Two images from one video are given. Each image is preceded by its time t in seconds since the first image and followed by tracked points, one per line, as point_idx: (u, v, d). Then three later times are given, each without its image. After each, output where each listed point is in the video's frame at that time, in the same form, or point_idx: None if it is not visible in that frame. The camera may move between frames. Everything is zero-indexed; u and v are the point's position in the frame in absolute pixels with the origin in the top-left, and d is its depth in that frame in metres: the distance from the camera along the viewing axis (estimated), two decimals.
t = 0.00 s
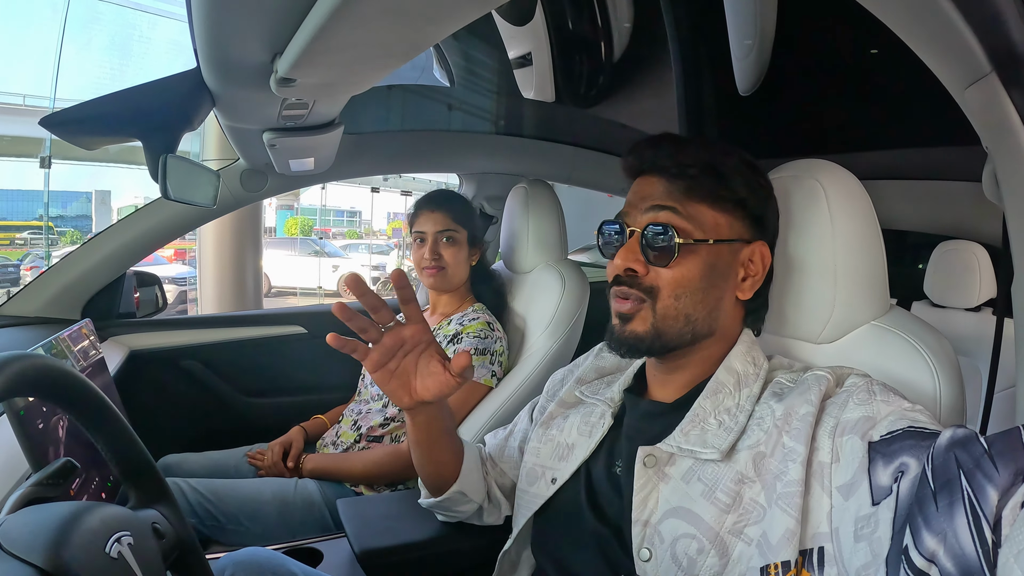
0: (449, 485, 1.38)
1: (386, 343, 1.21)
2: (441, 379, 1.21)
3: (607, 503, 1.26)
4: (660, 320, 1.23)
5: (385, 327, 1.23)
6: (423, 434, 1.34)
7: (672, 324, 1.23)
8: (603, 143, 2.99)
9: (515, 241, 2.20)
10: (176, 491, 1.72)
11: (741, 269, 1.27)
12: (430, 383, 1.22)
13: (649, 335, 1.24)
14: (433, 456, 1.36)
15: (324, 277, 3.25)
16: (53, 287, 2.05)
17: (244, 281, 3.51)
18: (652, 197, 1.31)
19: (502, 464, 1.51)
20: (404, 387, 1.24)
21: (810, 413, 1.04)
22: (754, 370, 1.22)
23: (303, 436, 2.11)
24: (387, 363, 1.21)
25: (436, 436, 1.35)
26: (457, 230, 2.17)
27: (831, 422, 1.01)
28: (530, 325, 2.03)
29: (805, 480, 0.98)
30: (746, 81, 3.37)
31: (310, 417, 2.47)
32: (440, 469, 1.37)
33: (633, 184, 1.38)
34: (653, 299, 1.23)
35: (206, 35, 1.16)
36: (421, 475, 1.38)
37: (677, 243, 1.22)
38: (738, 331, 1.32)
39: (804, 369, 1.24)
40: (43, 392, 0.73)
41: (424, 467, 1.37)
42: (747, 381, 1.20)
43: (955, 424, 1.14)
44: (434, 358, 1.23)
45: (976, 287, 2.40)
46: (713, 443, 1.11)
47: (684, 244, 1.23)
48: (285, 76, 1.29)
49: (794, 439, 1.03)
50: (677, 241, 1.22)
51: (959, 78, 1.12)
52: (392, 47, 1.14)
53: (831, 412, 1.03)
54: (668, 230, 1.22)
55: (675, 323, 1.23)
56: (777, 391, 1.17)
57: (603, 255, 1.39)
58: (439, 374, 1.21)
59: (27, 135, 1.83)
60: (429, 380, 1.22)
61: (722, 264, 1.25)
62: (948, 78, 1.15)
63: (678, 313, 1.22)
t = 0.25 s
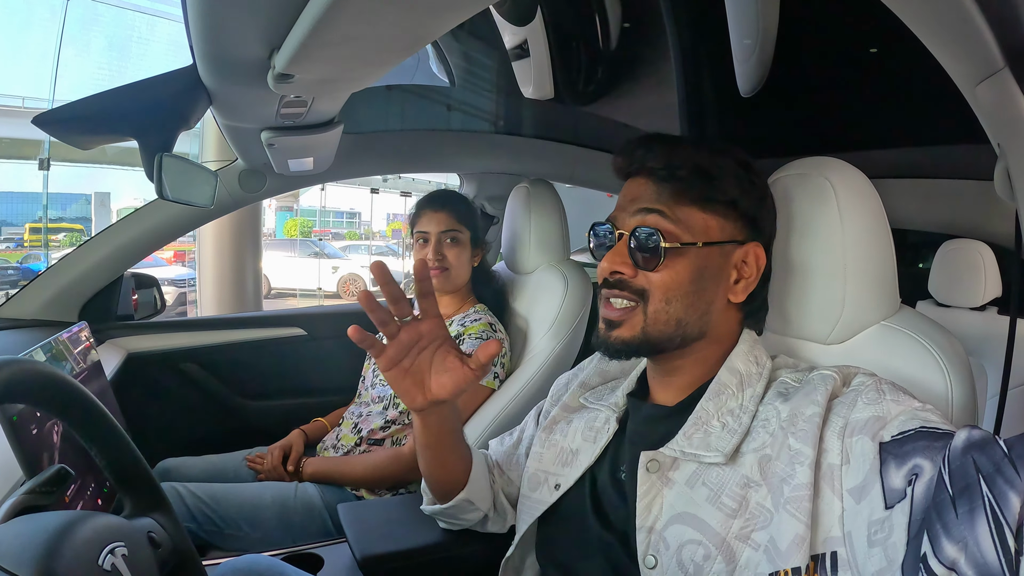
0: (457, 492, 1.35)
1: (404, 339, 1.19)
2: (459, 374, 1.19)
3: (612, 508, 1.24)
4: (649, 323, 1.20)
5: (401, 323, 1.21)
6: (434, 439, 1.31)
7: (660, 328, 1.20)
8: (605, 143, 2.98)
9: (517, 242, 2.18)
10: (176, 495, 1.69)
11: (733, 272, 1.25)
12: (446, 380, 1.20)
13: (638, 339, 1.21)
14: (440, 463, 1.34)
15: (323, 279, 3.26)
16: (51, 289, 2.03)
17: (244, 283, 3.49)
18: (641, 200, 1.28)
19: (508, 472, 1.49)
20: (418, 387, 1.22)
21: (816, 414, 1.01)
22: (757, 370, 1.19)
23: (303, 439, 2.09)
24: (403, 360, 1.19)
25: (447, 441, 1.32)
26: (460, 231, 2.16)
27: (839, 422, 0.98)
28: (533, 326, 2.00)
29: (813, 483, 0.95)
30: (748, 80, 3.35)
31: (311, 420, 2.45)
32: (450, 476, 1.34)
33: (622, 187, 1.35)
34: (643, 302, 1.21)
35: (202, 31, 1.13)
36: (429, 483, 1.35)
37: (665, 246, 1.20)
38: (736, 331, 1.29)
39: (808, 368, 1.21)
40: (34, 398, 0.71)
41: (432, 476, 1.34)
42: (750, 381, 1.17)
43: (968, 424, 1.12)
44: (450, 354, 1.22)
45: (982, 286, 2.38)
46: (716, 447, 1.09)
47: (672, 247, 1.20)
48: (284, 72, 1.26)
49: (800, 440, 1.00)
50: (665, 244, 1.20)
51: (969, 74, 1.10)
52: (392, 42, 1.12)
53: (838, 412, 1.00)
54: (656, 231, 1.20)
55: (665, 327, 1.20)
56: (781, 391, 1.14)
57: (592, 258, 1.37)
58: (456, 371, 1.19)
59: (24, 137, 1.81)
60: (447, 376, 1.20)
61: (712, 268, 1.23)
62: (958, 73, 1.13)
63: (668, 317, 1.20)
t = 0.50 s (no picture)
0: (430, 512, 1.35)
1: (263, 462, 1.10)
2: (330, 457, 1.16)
3: (609, 504, 1.24)
4: (644, 319, 1.22)
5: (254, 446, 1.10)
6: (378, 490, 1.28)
7: (655, 324, 1.21)
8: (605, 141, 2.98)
9: (518, 239, 2.19)
10: (178, 492, 1.70)
11: (726, 267, 1.26)
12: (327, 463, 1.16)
13: (633, 334, 1.22)
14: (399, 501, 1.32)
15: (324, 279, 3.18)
16: (52, 288, 2.04)
17: (245, 283, 3.50)
18: (634, 196, 1.29)
19: (504, 469, 1.46)
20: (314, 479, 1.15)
21: (808, 408, 1.01)
22: (749, 363, 1.20)
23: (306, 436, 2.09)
24: (280, 476, 1.11)
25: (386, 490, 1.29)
26: (462, 228, 2.17)
27: (832, 415, 0.98)
28: (534, 322, 2.01)
29: (807, 477, 0.96)
30: (749, 82, 3.36)
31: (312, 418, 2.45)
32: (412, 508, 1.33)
33: (614, 182, 1.36)
34: (637, 298, 1.22)
35: (209, 26, 1.14)
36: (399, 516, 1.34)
37: (659, 241, 1.21)
38: (728, 323, 1.30)
39: (801, 361, 1.22)
40: (39, 387, 0.71)
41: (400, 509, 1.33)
42: (742, 375, 1.18)
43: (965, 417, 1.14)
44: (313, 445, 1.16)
45: (982, 282, 2.38)
46: (709, 444, 1.09)
47: (666, 242, 1.22)
48: (290, 67, 1.27)
49: (793, 435, 1.00)
50: (659, 239, 1.21)
51: (966, 68, 1.12)
52: (397, 36, 1.13)
53: (830, 405, 1.00)
54: (650, 226, 1.21)
55: (660, 322, 1.21)
56: (773, 385, 1.15)
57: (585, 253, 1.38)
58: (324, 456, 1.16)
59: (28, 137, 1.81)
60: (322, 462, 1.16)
61: (706, 263, 1.24)
62: (956, 68, 1.15)
63: (663, 313, 1.21)
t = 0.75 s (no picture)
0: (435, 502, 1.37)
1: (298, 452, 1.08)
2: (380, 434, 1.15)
3: (609, 501, 1.25)
4: (673, 320, 1.22)
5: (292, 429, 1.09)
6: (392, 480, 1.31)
7: (684, 325, 1.22)
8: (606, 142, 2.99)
9: (520, 238, 2.21)
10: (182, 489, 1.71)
11: (742, 263, 1.28)
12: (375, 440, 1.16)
13: (662, 338, 1.23)
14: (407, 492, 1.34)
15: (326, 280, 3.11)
16: (56, 287, 2.05)
17: (247, 283, 3.51)
18: (653, 197, 1.28)
19: (503, 465, 1.49)
20: (349, 460, 1.15)
21: (808, 403, 1.02)
22: (749, 360, 1.21)
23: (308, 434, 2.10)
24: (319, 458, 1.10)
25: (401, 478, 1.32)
26: (464, 227, 2.18)
27: (831, 410, 1.00)
28: (535, 320, 2.03)
29: (806, 472, 0.97)
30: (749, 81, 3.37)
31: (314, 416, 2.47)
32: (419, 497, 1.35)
33: (626, 180, 1.36)
34: (666, 301, 1.22)
35: (215, 26, 1.16)
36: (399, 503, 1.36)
37: (691, 243, 1.21)
38: (732, 320, 1.31)
39: (799, 357, 1.23)
40: (47, 381, 0.73)
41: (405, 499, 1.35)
42: (742, 371, 1.19)
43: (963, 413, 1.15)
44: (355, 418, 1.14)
45: (980, 282, 2.39)
46: (712, 439, 1.10)
47: (697, 243, 1.21)
48: (294, 67, 1.28)
49: (793, 430, 1.01)
50: (691, 240, 1.21)
51: (962, 67, 1.14)
52: (401, 36, 1.14)
53: (830, 401, 1.01)
54: (683, 228, 1.20)
55: (687, 322, 1.22)
56: (773, 381, 1.16)
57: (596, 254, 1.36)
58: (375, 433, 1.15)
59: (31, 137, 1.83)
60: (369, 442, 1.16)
61: (728, 261, 1.25)
62: (951, 68, 1.17)
63: (692, 314, 1.22)
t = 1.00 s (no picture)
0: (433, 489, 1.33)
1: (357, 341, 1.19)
2: (430, 356, 1.22)
3: (610, 508, 1.23)
4: (703, 317, 1.21)
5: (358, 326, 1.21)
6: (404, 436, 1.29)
7: (712, 321, 1.22)
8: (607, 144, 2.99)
9: (521, 240, 2.20)
10: (180, 492, 1.70)
11: (748, 259, 1.33)
12: (418, 365, 1.22)
13: (691, 337, 1.22)
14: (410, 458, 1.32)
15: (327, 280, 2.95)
16: (53, 289, 2.04)
17: (247, 284, 3.50)
18: (672, 197, 1.28)
19: (496, 472, 1.48)
20: (389, 381, 1.22)
21: (812, 408, 1.01)
22: (752, 363, 1.21)
23: (308, 436, 2.09)
24: (373, 358, 1.20)
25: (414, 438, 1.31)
26: (464, 229, 2.17)
27: (835, 415, 0.99)
28: (536, 323, 2.01)
29: (811, 477, 0.96)
30: (750, 82, 3.35)
31: (314, 418, 2.46)
32: (427, 476, 1.33)
33: (637, 180, 1.36)
34: (694, 299, 1.21)
35: (213, 28, 1.15)
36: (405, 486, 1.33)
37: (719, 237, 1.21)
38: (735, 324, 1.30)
39: (802, 360, 1.22)
40: (43, 388, 0.72)
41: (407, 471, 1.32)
42: (744, 375, 1.19)
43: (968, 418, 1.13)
44: (412, 338, 1.23)
45: (983, 285, 2.37)
46: (715, 443, 1.09)
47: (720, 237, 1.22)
48: (292, 69, 1.27)
49: (797, 435, 1.00)
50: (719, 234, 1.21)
51: (969, 69, 1.13)
52: (400, 37, 1.13)
53: (834, 405, 1.00)
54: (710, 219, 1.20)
55: (714, 318, 1.22)
56: (777, 384, 1.15)
57: (610, 258, 1.32)
58: (425, 354, 1.22)
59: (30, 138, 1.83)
60: (415, 361, 1.22)
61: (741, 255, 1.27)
62: (958, 69, 1.16)
63: (717, 309, 1.22)
